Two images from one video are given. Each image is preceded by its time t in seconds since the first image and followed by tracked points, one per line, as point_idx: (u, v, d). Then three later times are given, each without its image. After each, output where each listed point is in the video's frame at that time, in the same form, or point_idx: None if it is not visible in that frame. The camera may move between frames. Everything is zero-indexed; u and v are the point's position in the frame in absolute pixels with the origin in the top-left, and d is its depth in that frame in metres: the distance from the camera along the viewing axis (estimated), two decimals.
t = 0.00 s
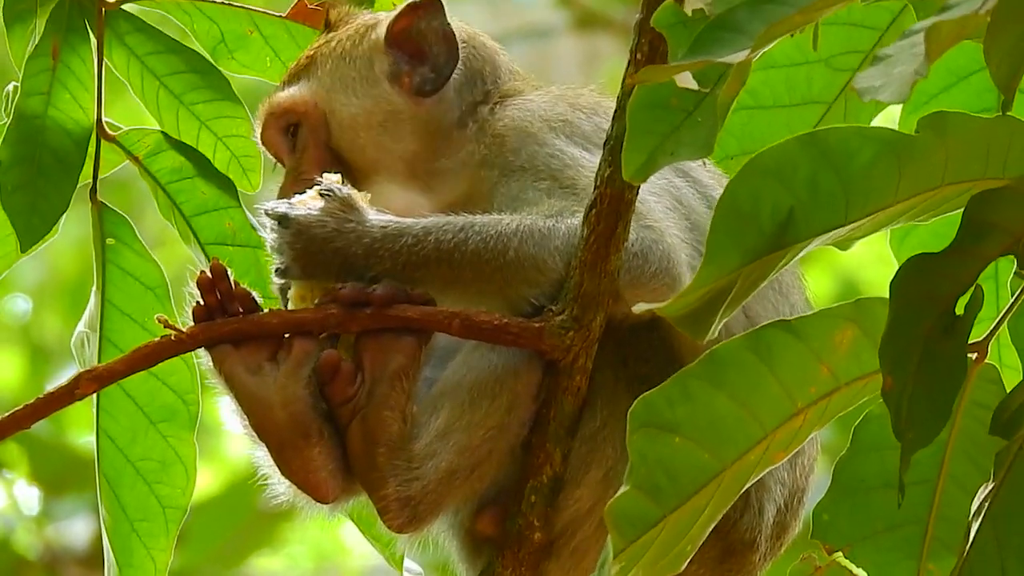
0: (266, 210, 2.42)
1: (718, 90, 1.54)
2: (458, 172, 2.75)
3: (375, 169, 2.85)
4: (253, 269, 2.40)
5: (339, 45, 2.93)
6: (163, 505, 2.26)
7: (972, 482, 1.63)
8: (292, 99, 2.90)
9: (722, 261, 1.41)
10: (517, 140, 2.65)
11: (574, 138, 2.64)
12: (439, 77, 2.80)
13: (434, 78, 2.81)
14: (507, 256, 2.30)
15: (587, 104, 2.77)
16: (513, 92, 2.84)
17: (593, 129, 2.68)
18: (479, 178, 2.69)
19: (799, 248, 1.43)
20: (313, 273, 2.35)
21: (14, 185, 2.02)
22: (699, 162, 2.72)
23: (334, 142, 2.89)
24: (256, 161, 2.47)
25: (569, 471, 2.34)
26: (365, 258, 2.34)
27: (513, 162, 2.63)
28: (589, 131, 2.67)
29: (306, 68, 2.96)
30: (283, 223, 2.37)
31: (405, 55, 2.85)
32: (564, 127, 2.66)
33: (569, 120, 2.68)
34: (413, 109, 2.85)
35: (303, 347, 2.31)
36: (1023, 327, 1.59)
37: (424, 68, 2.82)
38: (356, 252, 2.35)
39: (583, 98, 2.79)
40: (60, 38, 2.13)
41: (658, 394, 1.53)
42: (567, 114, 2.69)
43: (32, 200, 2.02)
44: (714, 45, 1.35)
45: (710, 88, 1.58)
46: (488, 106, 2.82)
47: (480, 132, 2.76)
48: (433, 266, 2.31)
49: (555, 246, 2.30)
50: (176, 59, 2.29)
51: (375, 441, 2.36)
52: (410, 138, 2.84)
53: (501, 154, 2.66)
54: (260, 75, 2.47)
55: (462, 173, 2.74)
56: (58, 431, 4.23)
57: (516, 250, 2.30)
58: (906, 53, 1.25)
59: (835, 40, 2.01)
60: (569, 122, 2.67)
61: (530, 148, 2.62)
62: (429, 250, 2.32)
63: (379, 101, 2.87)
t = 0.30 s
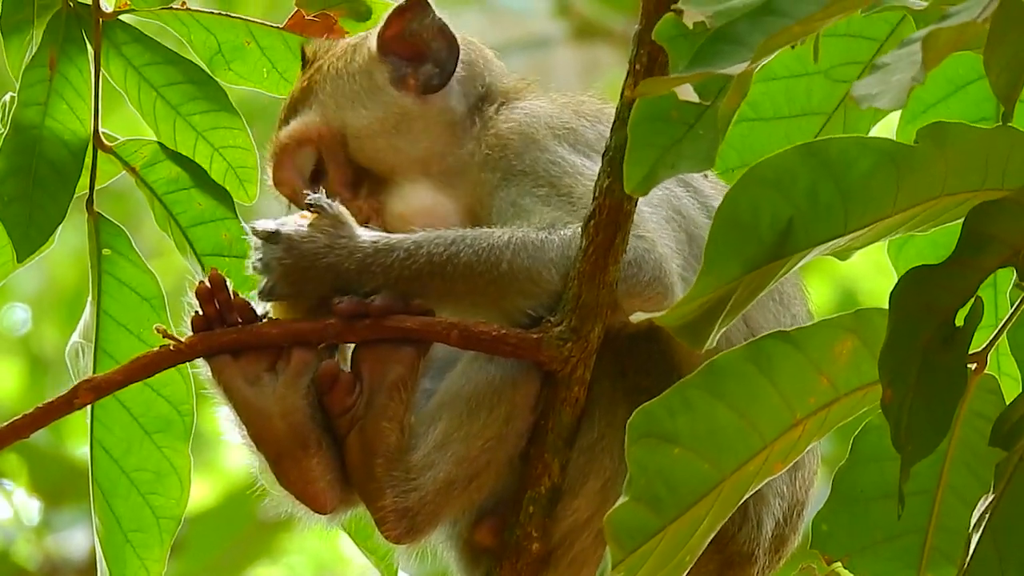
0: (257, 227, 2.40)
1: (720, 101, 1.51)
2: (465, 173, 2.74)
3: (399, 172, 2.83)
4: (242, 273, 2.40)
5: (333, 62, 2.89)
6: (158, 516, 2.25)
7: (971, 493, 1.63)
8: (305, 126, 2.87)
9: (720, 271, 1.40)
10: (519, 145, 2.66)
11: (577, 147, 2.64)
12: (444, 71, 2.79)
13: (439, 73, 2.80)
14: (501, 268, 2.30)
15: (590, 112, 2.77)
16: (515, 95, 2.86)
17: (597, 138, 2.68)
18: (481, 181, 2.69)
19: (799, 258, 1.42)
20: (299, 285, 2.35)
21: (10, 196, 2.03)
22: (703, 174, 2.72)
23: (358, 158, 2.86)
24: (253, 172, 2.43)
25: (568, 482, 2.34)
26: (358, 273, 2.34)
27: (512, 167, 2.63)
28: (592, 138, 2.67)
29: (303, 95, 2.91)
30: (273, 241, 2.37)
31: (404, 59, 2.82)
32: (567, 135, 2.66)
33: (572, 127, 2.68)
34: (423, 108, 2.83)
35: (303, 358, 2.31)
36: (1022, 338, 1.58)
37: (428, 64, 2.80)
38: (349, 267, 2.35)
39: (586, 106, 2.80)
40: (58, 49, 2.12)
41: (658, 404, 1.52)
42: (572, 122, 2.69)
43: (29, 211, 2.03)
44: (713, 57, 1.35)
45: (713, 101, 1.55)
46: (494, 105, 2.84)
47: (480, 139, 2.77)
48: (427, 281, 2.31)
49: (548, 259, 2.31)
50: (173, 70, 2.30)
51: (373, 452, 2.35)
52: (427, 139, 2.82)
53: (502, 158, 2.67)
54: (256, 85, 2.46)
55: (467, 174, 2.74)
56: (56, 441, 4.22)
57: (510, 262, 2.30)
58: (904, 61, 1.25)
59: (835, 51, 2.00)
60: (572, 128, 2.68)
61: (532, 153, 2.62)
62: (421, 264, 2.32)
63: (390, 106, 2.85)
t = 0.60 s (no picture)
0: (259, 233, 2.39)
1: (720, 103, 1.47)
2: (472, 173, 2.73)
3: (415, 168, 2.80)
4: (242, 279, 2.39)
5: (346, 67, 2.91)
6: (157, 519, 2.26)
7: (972, 497, 1.61)
8: (321, 129, 2.84)
9: (717, 272, 1.40)
10: (529, 148, 2.65)
11: (585, 152, 2.64)
12: (461, 69, 2.82)
13: (455, 71, 2.83)
14: (501, 273, 2.30)
15: (600, 117, 2.77)
16: (524, 99, 2.86)
17: (606, 142, 2.68)
18: (488, 183, 2.68)
19: (799, 260, 1.42)
20: (296, 289, 2.32)
21: (9, 200, 2.02)
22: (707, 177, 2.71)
23: (377, 156, 2.82)
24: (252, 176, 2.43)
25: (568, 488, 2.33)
26: (358, 278, 2.34)
27: (520, 170, 2.62)
28: (593, 143, 2.67)
29: (312, 103, 2.90)
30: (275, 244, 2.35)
31: (416, 61, 2.86)
32: (577, 140, 2.66)
33: (581, 132, 2.68)
34: (437, 106, 2.84)
35: (303, 362, 2.32)
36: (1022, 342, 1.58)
37: (444, 63, 2.83)
38: (349, 272, 2.35)
39: (593, 110, 2.80)
40: (57, 53, 2.11)
41: (655, 406, 1.52)
42: (581, 127, 2.69)
43: (27, 216, 2.03)
44: (714, 62, 1.34)
45: (712, 105, 1.49)
46: (505, 108, 2.84)
47: (487, 139, 2.76)
48: (426, 286, 2.31)
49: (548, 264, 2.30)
50: (172, 74, 2.30)
51: (374, 457, 2.34)
52: (442, 137, 2.80)
53: (512, 159, 2.65)
54: (255, 89, 2.45)
55: (476, 174, 2.72)
56: (55, 446, 4.21)
57: (510, 267, 2.30)
58: (905, 66, 1.23)
59: (835, 60, 2.00)
60: (580, 134, 2.67)
61: (542, 157, 2.61)
62: (420, 269, 2.32)
63: (405, 106, 2.85)
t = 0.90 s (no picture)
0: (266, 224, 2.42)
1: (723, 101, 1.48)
2: (472, 172, 2.72)
3: (414, 166, 2.81)
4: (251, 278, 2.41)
5: (344, 62, 2.91)
6: (162, 516, 2.26)
7: (975, 494, 1.62)
8: (319, 120, 2.84)
9: (722, 271, 1.40)
10: (529, 145, 2.65)
11: (585, 150, 2.64)
12: (460, 65, 2.84)
13: (455, 66, 2.84)
14: (501, 271, 2.28)
15: (599, 115, 2.78)
16: (522, 98, 2.86)
17: (605, 140, 2.68)
18: (487, 181, 2.68)
19: (802, 259, 1.42)
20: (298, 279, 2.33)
21: (13, 198, 2.03)
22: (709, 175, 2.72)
23: (375, 149, 2.83)
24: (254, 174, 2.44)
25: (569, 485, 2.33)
26: (357, 274, 2.34)
27: (521, 168, 2.62)
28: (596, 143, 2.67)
29: (311, 96, 2.90)
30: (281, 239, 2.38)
31: (416, 56, 2.88)
32: (576, 138, 2.66)
33: (580, 129, 2.68)
34: (435, 102, 2.85)
35: (303, 359, 2.33)
36: None
37: (444, 59, 2.85)
38: (348, 268, 2.35)
39: (591, 109, 2.81)
40: (59, 51, 2.12)
41: (661, 407, 1.53)
42: (579, 125, 2.70)
43: (31, 214, 2.03)
44: (716, 59, 1.33)
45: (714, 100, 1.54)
46: (503, 107, 2.84)
47: (487, 138, 2.77)
48: (426, 283, 2.31)
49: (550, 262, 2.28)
50: (174, 71, 2.30)
51: (375, 454, 2.34)
52: (442, 133, 2.82)
53: (512, 156, 2.65)
54: (257, 86, 2.46)
55: (475, 171, 2.72)
56: (56, 445, 4.21)
57: (511, 265, 2.28)
58: (910, 66, 1.24)
59: (834, 52, 2.00)
60: (579, 132, 2.67)
61: (542, 155, 2.61)
62: (421, 266, 2.32)
63: (405, 101, 2.86)
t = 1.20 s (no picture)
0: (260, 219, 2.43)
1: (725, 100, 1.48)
2: (472, 173, 2.74)
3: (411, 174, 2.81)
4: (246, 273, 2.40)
5: (334, 71, 2.91)
6: (161, 511, 2.25)
7: (974, 491, 1.62)
8: (311, 132, 2.83)
9: (722, 267, 1.40)
10: (525, 145, 2.65)
11: (582, 149, 2.63)
12: (449, 69, 2.83)
13: (444, 72, 2.83)
14: (502, 266, 2.28)
15: (594, 113, 2.77)
16: (516, 99, 2.86)
17: (602, 138, 2.67)
18: (485, 181, 2.68)
19: (801, 256, 1.42)
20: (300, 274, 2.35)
21: (13, 191, 2.03)
22: (707, 171, 2.73)
23: (368, 158, 2.83)
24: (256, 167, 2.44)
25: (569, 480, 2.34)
26: (358, 267, 2.34)
27: (517, 167, 2.62)
28: (594, 140, 2.67)
29: (301, 107, 2.90)
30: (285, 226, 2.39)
31: (404, 63, 2.87)
32: (573, 136, 2.66)
33: (575, 128, 2.68)
34: (427, 108, 2.85)
35: (303, 353, 2.31)
36: None
37: (432, 65, 2.84)
38: (349, 261, 2.35)
39: (588, 106, 2.80)
40: (61, 45, 2.12)
41: (659, 402, 1.53)
42: (576, 123, 2.69)
43: (31, 206, 2.04)
44: (718, 56, 1.33)
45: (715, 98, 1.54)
46: (497, 110, 2.84)
47: (483, 139, 2.77)
48: (427, 275, 2.31)
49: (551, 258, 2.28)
50: (176, 65, 2.30)
51: (374, 449, 2.35)
52: (435, 138, 2.82)
53: (508, 157, 2.65)
54: (258, 80, 2.45)
55: (474, 172, 2.73)
56: (57, 439, 4.21)
57: (512, 259, 2.28)
58: (908, 61, 1.25)
59: (838, 51, 2.00)
60: (575, 129, 2.67)
61: (539, 153, 2.61)
62: (421, 259, 2.32)
63: (396, 108, 2.86)
